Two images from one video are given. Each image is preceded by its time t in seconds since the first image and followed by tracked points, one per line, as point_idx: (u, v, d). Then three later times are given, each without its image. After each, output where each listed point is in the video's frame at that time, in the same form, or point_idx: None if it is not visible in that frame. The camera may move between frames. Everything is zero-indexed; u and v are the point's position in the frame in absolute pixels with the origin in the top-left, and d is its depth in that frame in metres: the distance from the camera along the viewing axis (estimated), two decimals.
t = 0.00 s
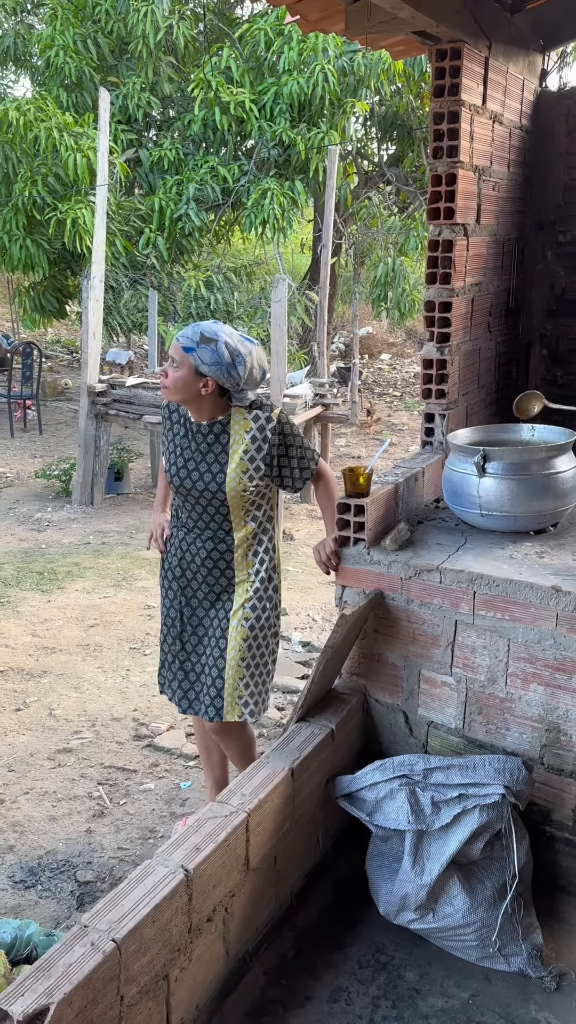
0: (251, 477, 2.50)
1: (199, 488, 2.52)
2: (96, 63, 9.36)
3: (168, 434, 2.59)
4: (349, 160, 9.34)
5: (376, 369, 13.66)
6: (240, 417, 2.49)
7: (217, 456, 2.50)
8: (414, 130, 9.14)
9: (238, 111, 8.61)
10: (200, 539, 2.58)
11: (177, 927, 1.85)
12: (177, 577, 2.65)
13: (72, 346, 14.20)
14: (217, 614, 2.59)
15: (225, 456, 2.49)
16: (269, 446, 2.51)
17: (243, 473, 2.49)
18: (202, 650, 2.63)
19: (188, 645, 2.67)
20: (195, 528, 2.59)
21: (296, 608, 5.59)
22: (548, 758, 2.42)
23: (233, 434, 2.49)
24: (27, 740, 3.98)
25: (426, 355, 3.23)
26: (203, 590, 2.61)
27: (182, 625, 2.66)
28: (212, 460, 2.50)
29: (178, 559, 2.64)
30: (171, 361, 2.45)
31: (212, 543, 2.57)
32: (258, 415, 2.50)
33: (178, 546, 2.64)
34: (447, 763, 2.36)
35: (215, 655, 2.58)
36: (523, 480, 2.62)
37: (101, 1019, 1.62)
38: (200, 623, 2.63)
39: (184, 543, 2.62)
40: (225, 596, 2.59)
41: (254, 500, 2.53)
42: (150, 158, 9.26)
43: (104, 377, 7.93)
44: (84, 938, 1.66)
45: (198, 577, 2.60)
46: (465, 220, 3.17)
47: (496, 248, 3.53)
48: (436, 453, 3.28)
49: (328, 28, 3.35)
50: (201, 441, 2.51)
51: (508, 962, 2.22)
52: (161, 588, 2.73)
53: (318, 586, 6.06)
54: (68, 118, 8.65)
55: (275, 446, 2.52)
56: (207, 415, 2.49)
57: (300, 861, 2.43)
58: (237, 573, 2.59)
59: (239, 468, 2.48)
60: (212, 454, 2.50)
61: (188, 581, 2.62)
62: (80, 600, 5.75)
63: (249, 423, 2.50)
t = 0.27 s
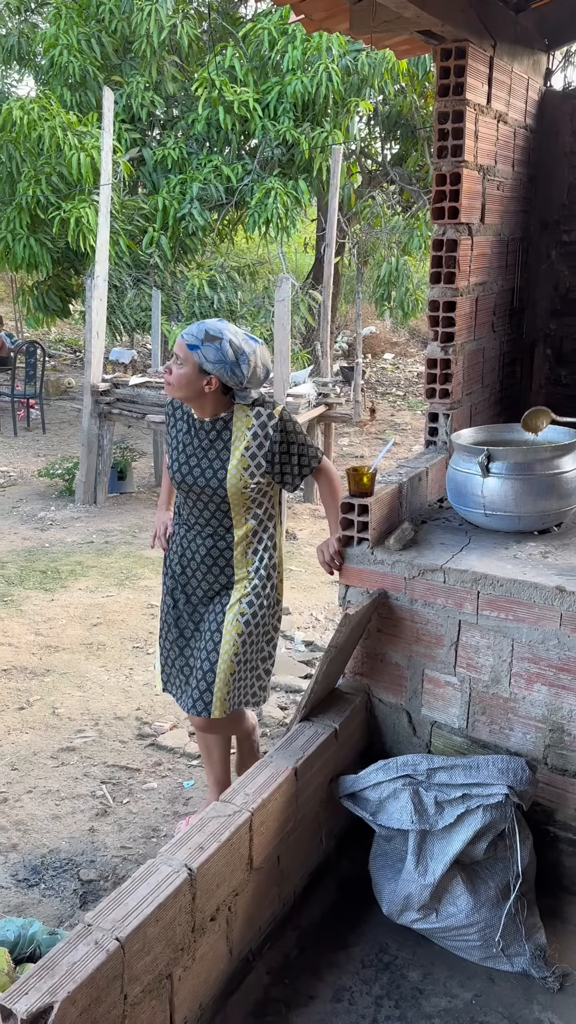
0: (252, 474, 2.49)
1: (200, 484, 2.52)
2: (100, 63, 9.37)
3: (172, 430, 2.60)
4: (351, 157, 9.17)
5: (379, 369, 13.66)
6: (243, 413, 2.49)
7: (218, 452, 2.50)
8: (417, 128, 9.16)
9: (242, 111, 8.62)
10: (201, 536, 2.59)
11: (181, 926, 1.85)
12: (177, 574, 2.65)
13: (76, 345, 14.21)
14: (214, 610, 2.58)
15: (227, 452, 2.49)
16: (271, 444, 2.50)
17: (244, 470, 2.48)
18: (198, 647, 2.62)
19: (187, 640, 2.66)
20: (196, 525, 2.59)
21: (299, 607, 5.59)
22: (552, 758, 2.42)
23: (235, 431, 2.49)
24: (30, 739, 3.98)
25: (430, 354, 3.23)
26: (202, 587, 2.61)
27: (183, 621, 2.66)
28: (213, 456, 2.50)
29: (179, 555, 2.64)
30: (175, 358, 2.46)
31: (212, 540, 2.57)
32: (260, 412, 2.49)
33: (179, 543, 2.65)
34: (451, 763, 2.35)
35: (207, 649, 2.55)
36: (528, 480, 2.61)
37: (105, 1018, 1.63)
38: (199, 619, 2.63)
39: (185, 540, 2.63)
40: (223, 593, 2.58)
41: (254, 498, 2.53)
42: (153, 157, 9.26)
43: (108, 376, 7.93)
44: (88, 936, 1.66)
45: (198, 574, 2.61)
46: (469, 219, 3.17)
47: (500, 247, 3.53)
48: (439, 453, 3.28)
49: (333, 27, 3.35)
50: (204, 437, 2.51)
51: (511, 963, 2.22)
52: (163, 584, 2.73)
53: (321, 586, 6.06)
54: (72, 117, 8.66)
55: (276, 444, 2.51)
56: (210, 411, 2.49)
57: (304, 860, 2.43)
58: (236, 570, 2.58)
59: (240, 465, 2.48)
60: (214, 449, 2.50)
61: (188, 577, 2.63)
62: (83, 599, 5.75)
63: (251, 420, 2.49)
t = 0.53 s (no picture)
0: (253, 473, 2.49)
1: (202, 482, 2.52)
2: (103, 62, 9.37)
3: (174, 429, 2.60)
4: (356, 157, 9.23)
5: (382, 369, 13.65)
6: (246, 411, 2.49)
7: (220, 451, 2.50)
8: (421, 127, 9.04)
9: (245, 110, 8.62)
10: (202, 535, 2.58)
11: (184, 925, 1.85)
12: (180, 573, 2.65)
13: (78, 344, 14.22)
14: (216, 609, 2.58)
15: (228, 450, 2.49)
16: (273, 442, 2.50)
17: (246, 468, 2.48)
18: (199, 646, 2.62)
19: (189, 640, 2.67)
20: (198, 524, 2.59)
21: (302, 607, 5.59)
22: (555, 759, 2.42)
23: (237, 429, 2.49)
24: (33, 738, 3.98)
25: (434, 354, 3.23)
26: (204, 586, 2.61)
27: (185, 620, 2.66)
28: (215, 455, 2.50)
29: (181, 555, 2.64)
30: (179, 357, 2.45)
31: (214, 539, 2.57)
32: (262, 410, 2.49)
33: (181, 542, 2.65)
34: (454, 763, 2.35)
35: (209, 648, 2.56)
36: (531, 480, 2.61)
37: (108, 1017, 1.63)
38: (201, 618, 2.63)
39: (187, 539, 2.63)
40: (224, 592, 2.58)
41: (255, 497, 2.52)
42: (156, 156, 9.26)
43: (111, 375, 7.93)
44: (92, 935, 1.66)
45: (201, 573, 2.60)
46: (473, 219, 3.17)
47: (504, 247, 3.52)
48: (443, 452, 3.28)
49: (336, 26, 3.35)
50: (207, 435, 2.51)
51: (514, 963, 2.22)
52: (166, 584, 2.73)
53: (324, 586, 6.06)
54: (76, 116, 8.66)
55: (278, 443, 2.51)
56: (215, 409, 2.50)
57: (306, 860, 2.43)
58: (238, 569, 2.58)
59: (242, 463, 2.48)
60: (216, 448, 2.50)
61: (191, 577, 2.63)
62: (86, 598, 5.76)
63: (253, 417, 2.49)
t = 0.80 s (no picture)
0: (262, 471, 2.50)
1: (209, 481, 2.52)
2: (107, 60, 9.37)
3: (178, 428, 2.60)
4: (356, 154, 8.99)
5: (384, 368, 13.65)
6: (253, 408, 2.51)
7: (228, 449, 2.50)
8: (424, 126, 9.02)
9: (248, 109, 8.62)
10: (208, 534, 2.58)
11: (187, 924, 1.85)
12: (183, 573, 2.64)
13: (81, 343, 14.22)
14: (223, 608, 2.59)
15: (236, 448, 2.50)
16: (280, 440, 2.51)
17: (254, 466, 2.49)
18: (206, 646, 2.63)
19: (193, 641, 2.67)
20: (203, 523, 2.59)
21: (304, 606, 5.59)
22: (558, 759, 2.42)
23: (245, 426, 2.50)
24: (36, 736, 3.99)
25: (437, 353, 3.23)
26: (208, 586, 2.60)
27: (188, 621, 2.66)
28: (222, 453, 2.51)
29: (184, 555, 2.64)
30: (192, 360, 2.42)
31: (220, 538, 2.57)
32: (269, 408, 2.51)
33: (184, 541, 2.64)
34: (456, 763, 2.35)
35: (220, 648, 2.57)
36: (534, 480, 2.61)
37: (111, 1015, 1.63)
38: (206, 618, 2.63)
39: (191, 539, 2.62)
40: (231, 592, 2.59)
41: (263, 495, 2.54)
42: (159, 155, 9.26)
43: (113, 374, 7.93)
44: (95, 933, 1.66)
45: (205, 572, 2.60)
46: (477, 219, 3.17)
47: (507, 246, 3.52)
48: (446, 452, 3.27)
49: (340, 25, 3.35)
50: (214, 434, 2.51)
51: (517, 963, 2.22)
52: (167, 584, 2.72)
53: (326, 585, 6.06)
54: (79, 115, 8.66)
55: (286, 440, 2.53)
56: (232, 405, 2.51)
57: (309, 859, 2.44)
58: (244, 568, 2.58)
59: (250, 461, 2.49)
60: (224, 446, 2.50)
61: (194, 576, 2.62)
62: (88, 597, 5.77)
63: (260, 415, 2.51)
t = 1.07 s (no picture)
0: (266, 468, 2.51)
1: (212, 480, 2.52)
2: (109, 59, 9.36)
3: (180, 429, 2.60)
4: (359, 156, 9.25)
5: (386, 367, 13.65)
6: (255, 405, 2.51)
7: (232, 447, 2.50)
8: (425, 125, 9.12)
9: (250, 108, 8.62)
10: (212, 533, 2.58)
11: (190, 922, 1.85)
12: (188, 574, 2.64)
13: (82, 341, 14.22)
14: (230, 608, 2.59)
15: (239, 446, 2.50)
16: (281, 436, 2.52)
17: (258, 463, 2.49)
18: (214, 647, 2.63)
19: (199, 642, 2.66)
20: (207, 522, 2.59)
21: (306, 605, 5.59)
22: (561, 758, 2.42)
23: (248, 423, 2.50)
24: (38, 735, 3.99)
25: (440, 352, 3.22)
26: (214, 585, 2.60)
27: (194, 623, 2.66)
28: (225, 452, 2.50)
29: (189, 555, 2.63)
30: (204, 360, 2.40)
31: (224, 537, 2.57)
32: (270, 405, 2.51)
33: (188, 542, 2.64)
34: (458, 762, 2.35)
35: (230, 648, 2.57)
36: (537, 480, 2.61)
37: (114, 1013, 1.63)
38: (212, 618, 2.63)
39: (195, 539, 2.62)
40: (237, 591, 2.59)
41: (267, 492, 2.54)
42: (161, 154, 9.25)
43: (115, 373, 7.93)
44: (98, 932, 1.66)
45: (210, 572, 2.60)
46: (480, 218, 3.17)
47: (510, 245, 3.52)
48: (448, 451, 3.27)
49: (343, 25, 3.35)
50: (217, 433, 2.51)
51: (519, 962, 2.22)
52: (171, 586, 2.72)
53: (327, 584, 6.06)
54: (81, 114, 8.66)
55: (287, 435, 2.53)
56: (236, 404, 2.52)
57: (312, 857, 2.44)
58: (250, 566, 2.58)
59: (254, 458, 2.49)
60: (227, 444, 2.50)
61: (200, 576, 2.62)
62: (90, 595, 5.77)
63: (262, 412, 2.51)
